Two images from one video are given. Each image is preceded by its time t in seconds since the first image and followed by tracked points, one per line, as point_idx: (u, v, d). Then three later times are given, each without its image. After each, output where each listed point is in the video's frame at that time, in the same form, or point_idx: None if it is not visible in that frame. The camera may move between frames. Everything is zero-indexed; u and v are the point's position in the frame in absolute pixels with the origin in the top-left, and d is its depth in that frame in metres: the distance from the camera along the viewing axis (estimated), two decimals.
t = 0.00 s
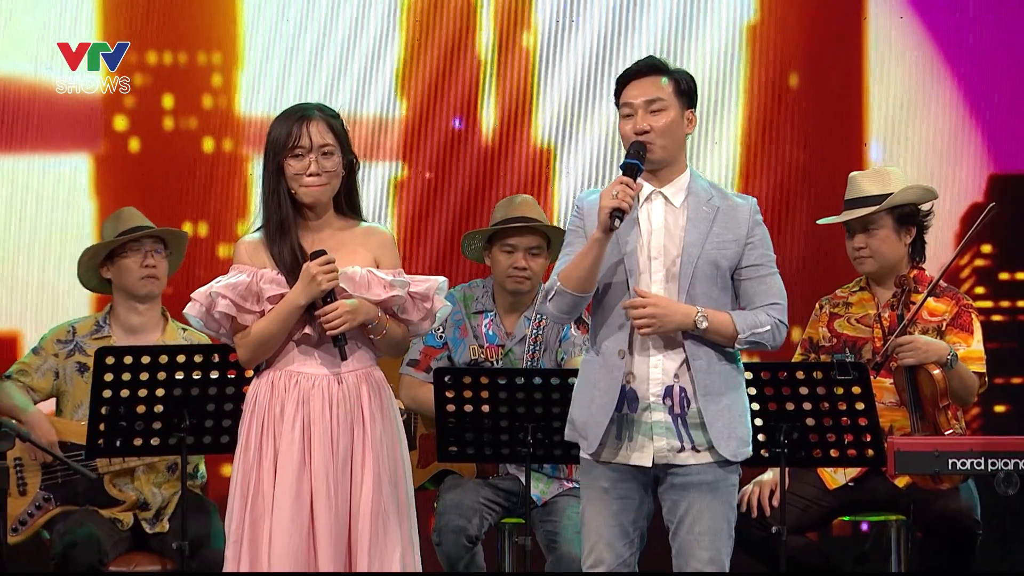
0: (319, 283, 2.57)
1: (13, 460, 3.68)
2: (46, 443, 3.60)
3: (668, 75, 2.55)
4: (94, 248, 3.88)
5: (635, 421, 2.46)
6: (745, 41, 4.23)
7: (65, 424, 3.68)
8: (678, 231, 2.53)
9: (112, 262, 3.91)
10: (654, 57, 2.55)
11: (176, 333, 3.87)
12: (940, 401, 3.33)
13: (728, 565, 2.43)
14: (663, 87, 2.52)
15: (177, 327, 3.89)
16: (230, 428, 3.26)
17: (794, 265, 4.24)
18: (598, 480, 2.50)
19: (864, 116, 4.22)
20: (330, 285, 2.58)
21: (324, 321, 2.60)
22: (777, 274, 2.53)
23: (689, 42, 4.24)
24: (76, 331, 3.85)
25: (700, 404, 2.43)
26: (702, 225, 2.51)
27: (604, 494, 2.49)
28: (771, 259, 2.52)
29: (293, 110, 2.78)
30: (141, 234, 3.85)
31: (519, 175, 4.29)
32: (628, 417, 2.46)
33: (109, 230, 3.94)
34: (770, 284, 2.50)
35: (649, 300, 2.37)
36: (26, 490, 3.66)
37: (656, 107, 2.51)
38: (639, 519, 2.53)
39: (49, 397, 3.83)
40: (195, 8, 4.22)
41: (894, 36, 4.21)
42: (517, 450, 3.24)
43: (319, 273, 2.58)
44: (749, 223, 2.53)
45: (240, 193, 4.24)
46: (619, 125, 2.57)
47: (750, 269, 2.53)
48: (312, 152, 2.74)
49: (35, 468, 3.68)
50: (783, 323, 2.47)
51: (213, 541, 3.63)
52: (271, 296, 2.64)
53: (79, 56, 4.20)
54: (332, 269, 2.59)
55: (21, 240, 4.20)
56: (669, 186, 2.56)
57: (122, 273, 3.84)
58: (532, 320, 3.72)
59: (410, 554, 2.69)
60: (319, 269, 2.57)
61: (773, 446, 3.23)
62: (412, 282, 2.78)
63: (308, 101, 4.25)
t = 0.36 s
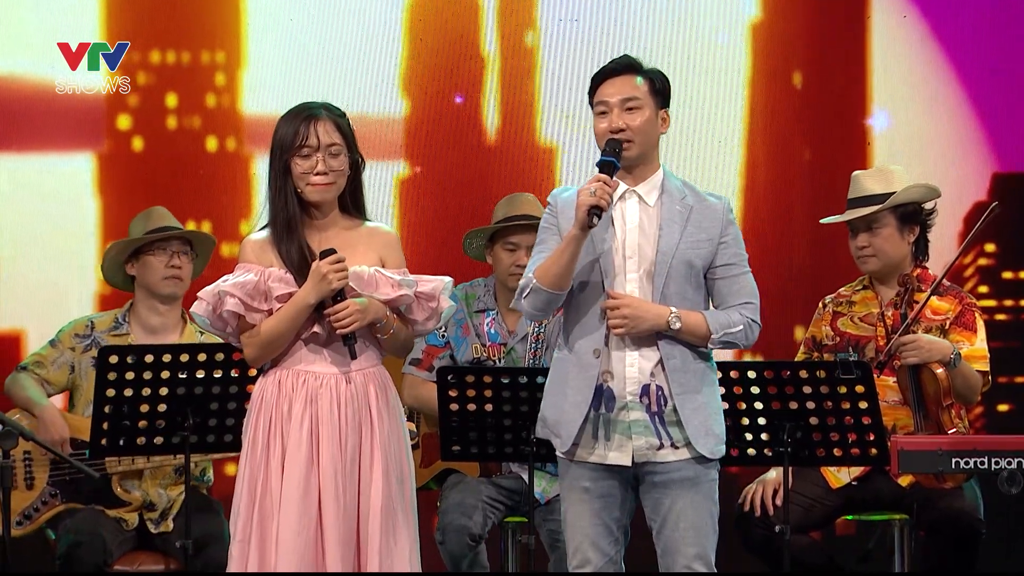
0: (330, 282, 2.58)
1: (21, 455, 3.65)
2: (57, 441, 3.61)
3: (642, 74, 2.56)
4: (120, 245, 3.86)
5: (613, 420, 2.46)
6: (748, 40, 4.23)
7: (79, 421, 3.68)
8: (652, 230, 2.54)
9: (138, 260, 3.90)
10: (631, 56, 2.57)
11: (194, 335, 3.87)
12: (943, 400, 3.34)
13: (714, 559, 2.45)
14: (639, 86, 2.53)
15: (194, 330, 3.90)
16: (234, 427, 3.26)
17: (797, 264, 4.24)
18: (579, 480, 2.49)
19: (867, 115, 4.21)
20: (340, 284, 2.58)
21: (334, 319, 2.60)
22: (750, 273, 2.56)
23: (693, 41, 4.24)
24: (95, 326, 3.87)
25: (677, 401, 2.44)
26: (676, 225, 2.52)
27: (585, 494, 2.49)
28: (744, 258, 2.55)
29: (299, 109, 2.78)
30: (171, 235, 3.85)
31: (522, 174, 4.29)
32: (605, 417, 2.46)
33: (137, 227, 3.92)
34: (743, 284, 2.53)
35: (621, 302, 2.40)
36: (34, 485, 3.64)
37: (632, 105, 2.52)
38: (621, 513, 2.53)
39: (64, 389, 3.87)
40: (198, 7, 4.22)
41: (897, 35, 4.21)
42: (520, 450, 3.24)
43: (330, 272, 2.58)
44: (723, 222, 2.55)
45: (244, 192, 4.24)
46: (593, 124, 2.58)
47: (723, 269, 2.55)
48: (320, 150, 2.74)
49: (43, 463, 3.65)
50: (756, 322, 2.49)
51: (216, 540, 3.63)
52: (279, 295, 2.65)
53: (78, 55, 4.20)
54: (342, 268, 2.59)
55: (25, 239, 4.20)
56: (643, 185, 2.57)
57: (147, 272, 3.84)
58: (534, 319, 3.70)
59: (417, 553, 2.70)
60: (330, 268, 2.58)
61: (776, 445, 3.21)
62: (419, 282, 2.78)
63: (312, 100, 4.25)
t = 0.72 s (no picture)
0: (340, 279, 2.58)
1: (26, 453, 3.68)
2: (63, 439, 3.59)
3: (624, 73, 2.57)
4: (118, 244, 3.86)
5: (597, 418, 2.46)
6: (754, 38, 4.23)
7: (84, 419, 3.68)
8: (635, 229, 2.54)
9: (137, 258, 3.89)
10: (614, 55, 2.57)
11: (194, 333, 3.86)
12: (950, 398, 3.31)
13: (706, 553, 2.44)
14: (621, 85, 2.54)
15: (196, 326, 3.88)
16: (240, 425, 3.26)
17: (802, 263, 4.25)
18: (566, 478, 2.48)
19: (873, 113, 4.21)
20: (351, 281, 2.58)
21: (345, 316, 2.60)
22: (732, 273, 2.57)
23: (698, 39, 4.24)
24: (96, 325, 3.86)
25: (661, 398, 2.44)
26: (659, 224, 2.52)
27: (573, 492, 2.48)
28: (726, 257, 2.55)
29: (309, 107, 2.78)
30: (167, 232, 3.84)
31: (528, 172, 4.28)
32: (589, 415, 2.46)
33: (136, 225, 3.91)
34: (725, 284, 2.54)
35: (603, 298, 2.39)
36: (39, 484, 3.66)
37: (615, 104, 2.52)
38: (611, 509, 2.53)
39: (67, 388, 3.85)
40: (203, 5, 4.22)
41: (903, 33, 4.21)
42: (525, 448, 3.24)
43: (340, 269, 2.58)
44: (705, 222, 2.55)
45: (250, 190, 4.24)
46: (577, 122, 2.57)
47: (705, 268, 2.56)
48: (331, 148, 2.74)
49: (48, 463, 3.68)
50: (737, 321, 2.51)
51: (222, 538, 3.63)
52: (289, 292, 2.64)
53: (78, 55, 4.20)
54: (352, 265, 2.59)
55: (30, 237, 4.20)
56: (626, 183, 2.57)
57: (146, 269, 3.83)
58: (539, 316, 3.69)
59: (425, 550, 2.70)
60: (340, 265, 2.57)
61: (782, 443, 3.20)
62: (428, 280, 2.78)
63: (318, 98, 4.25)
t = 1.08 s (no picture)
0: (347, 274, 2.58)
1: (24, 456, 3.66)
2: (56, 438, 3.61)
3: (616, 71, 2.57)
4: (88, 249, 3.87)
5: (590, 416, 2.47)
6: (759, 34, 4.23)
7: (76, 418, 3.67)
8: (627, 228, 2.55)
9: (109, 258, 3.89)
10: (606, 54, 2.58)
11: (179, 324, 3.85)
12: (955, 394, 3.31)
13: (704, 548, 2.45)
14: (614, 83, 2.53)
15: (180, 317, 3.87)
16: (246, 422, 3.28)
17: (808, 259, 4.24)
18: (561, 475, 2.48)
19: (878, 109, 4.20)
20: (358, 276, 2.58)
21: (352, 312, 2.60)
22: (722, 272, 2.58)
23: (703, 36, 4.25)
24: (80, 327, 3.86)
25: (654, 396, 2.45)
26: (651, 223, 2.53)
27: (568, 490, 2.48)
28: (717, 256, 2.57)
29: (315, 104, 2.78)
30: (134, 228, 3.83)
31: (533, 168, 4.27)
32: (582, 413, 2.47)
33: (103, 227, 3.92)
34: (715, 282, 2.55)
35: (596, 299, 2.40)
36: (40, 486, 3.66)
37: (609, 102, 2.52)
38: (607, 505, 2.53)
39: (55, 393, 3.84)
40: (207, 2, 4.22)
41: (908, 29, 4.21)
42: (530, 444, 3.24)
43: (348, 264, 2.58)
44: (696, 221, 2.56)
45: (255, 187, 4.24)
46: (569, 119, 2.57)
47: (696, 266, 2.57)
48: (338, 144, 2.74)
49: (47, 464, 3.68)
50: (728, 319, 2.52)
51: (227, 533, 3.63)
52: (296, 288, 2.65)
53: (79, 55, 4.20)
54: (360, 260, 2.59)
55: (35, 233, 4.20)
56: (617, 182, 2.58)
57: (119, 268, 3.82)
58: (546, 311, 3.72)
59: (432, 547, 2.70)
60: (347, 261, 2.58)
61: (788, 439, 3.21)
62: (433, 276, 2.78)
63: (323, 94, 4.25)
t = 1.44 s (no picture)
0: (348, 268, 2.58)
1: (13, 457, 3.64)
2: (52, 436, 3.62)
3: (612, 69, 2.57)
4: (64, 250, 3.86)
5: (588, 415, 2.46)
6: (761, 30, 4.23)
7: (65, 417, 3.66)
8: (625, 226, 2.55)
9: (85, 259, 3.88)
10: (601, 52, 2.58)
11: (163, 315, 3.89)
12: (959, 391, 3.32)
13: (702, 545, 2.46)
14: (610, 81, 2.54)
15: (163, 309, 3.91)
16: (248, 418, 3.27)
17: (811, 255, 4.24)
18: (560, 473, 2.48)
19: (881, 106, 4.20)
20: (359, 270, 2.59)
21: (352, 306, 2.60)
22: (718, 270, 2.59)
23: (706, 32, 4.24)
24: (64, 328, 3.86)
25: (653, 394, 2.45)
26: (648, 221, 2.53)
27: (567, 487, 2.48)
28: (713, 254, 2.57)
29: (317, 101, 2.78)
30: (108, 225, 3.83)
31: (535, 165, 4.28)
32: (581, 411, 2.46)
33: (77, 228, 3.92)
34: (711, 280, 2.56)
35: (596, 298, 2.39)
36: (39, 489, 3.66)
37: (608, 100, 2.53)
38: (606, 502, 2.54)
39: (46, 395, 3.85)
40: None
41: (910, 26, 4.20)
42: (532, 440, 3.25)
43: (348, 258, 2.59)
44: (692, 219, 2.57)
45: (257, 183, 4.24)
46: (566, 117, 2.57)
47: (692, 264, 2.57)
48: (340, 141, 2.75)
49: (43, 466, 3.67)
50: (725, 317, 2.53)
51: (230, 530, 3.63)
52: (297, 282, 2.65)
53: (78, 56, 4.21)
54: (360, 254, 2.60)
55: (38, 230, 4.21)
56: (614, 181, 2.58)
57: (98, 267, 3.82)
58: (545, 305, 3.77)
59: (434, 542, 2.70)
60: (348, 254, 2.58)
61: (790, 436, 3.20)
62: (435, 272, 2.79)
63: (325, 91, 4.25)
